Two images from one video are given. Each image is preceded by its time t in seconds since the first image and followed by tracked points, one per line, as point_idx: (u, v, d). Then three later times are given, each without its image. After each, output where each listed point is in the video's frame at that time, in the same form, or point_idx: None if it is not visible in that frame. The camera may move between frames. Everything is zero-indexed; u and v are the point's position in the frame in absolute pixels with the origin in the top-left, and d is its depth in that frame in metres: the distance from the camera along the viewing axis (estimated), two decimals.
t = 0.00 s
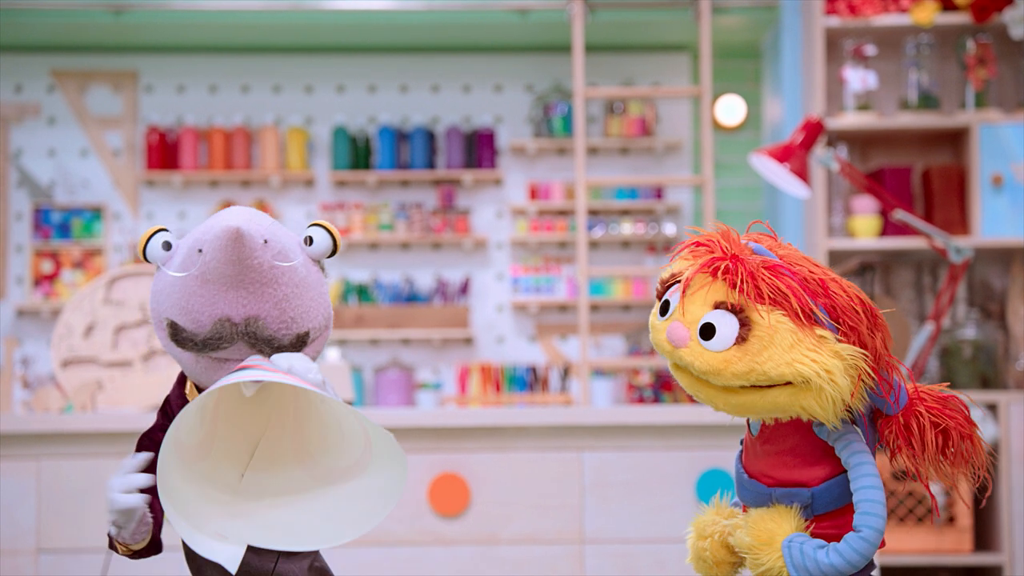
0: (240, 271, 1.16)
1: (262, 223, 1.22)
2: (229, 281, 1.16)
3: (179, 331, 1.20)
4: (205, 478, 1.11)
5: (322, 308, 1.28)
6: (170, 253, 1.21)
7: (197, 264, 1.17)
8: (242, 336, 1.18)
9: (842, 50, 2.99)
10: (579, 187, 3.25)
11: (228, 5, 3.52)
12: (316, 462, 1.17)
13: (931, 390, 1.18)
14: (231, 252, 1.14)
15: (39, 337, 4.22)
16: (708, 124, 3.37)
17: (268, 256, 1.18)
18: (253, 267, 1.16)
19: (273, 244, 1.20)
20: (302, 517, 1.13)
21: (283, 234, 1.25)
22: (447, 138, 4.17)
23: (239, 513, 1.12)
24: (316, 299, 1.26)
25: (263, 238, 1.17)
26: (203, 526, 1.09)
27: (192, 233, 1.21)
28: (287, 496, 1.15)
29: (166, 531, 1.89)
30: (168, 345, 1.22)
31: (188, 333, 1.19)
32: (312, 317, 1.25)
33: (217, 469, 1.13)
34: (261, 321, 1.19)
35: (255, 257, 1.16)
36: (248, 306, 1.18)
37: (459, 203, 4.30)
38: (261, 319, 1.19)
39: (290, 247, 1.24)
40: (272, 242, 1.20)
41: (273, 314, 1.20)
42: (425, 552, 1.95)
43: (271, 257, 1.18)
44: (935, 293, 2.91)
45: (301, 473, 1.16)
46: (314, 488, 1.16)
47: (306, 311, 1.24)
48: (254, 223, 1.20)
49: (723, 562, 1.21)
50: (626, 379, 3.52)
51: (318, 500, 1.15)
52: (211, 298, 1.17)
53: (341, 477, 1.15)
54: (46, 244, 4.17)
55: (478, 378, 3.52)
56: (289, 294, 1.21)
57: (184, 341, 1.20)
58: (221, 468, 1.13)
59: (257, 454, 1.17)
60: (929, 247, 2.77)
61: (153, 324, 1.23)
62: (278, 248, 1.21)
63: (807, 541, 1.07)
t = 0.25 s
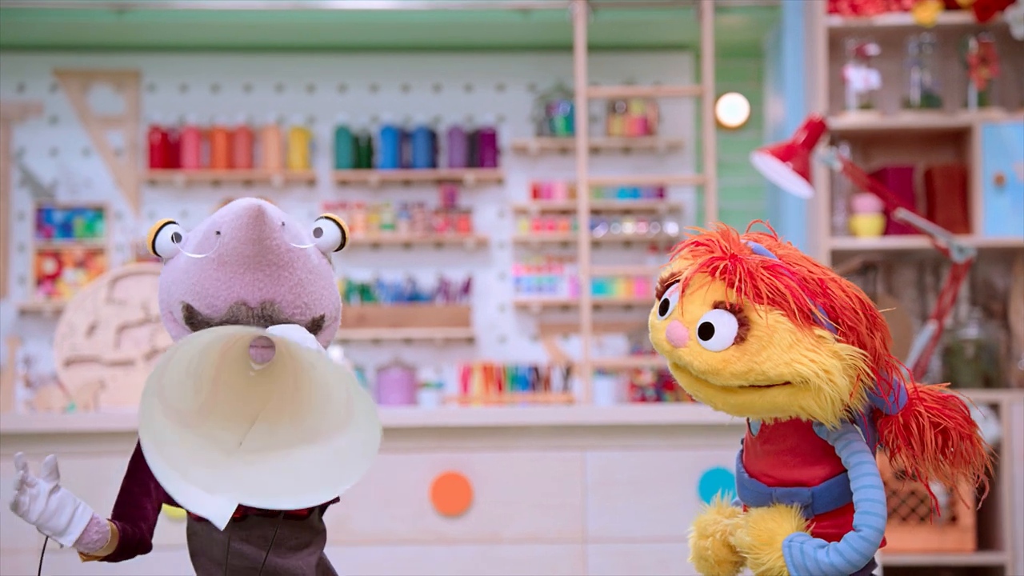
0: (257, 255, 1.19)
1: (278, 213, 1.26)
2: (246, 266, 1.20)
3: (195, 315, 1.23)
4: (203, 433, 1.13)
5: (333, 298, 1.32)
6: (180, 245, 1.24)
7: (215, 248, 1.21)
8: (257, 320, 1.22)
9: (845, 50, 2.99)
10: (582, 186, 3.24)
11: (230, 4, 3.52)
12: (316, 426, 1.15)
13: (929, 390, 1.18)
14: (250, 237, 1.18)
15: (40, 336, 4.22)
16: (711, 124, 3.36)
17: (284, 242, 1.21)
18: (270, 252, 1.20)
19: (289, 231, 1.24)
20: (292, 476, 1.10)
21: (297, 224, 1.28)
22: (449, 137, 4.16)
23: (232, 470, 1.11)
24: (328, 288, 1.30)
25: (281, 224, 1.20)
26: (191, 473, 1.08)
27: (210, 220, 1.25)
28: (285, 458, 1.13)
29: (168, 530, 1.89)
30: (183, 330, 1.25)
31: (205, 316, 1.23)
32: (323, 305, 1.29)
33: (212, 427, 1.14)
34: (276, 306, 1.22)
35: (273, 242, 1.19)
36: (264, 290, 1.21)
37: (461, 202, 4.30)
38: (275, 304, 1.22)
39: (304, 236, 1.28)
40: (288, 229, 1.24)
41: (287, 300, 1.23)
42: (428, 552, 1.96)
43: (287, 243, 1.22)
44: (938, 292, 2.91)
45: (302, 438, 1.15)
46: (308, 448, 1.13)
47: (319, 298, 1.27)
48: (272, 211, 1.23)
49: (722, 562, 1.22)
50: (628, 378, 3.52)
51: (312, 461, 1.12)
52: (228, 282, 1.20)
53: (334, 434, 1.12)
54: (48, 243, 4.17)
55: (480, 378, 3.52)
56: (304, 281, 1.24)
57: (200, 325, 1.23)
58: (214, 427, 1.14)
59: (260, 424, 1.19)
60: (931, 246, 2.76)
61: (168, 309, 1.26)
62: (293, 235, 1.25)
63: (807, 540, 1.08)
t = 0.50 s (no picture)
0: (252, 251, 1.20)
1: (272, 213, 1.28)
2: (241, 262, 1.21)
3: (189, 315, 1.23)
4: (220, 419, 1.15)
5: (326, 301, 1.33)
6: (175, 248, 1.26)
7: (210, 247, 1.22)
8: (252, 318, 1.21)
9: (847, 49, 2.98)
10: (583, 186, 3.24)
11: (232, 3, 3.52)
12: (324, 414, 1.18)
13: (929, 410, 1.22)
14: (245, 231, 1.20)
15: (43, 335, 4.24)
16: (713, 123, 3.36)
17: (278, 238, 1.23)
18: (265, 248, 1.21)
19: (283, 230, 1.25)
20: (306, 462, 1.14)
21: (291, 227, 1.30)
22: (451, 136, 4.16)
23: (247, 455, 1.14)
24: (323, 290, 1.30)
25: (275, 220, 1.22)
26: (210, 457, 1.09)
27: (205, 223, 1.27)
28: (292, 445, 1.16)
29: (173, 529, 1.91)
30: (178, 333, 1.25)
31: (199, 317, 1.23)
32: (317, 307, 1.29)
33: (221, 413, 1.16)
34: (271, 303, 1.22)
35: (266, 239, 1.21)
36: (258, 288, 1.22)
37: (464, 201, 4.30)
38: (270, 300, 1.22)
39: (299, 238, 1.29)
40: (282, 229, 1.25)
41: (282, 297, 1.23)
42: (433, 550, 2.02)
43: (281, 240, 1.23)
44: (940, 291, 2.90)
45: (308, 425, 1.18)
46: (317, 436, 1.17)
47: (312, 299, 1.27)
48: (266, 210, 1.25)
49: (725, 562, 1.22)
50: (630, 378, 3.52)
51: (323, 447, 1.15)
52: (222, 279, 1.21)
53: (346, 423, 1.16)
54: (51, 243, 4.19)
55: (482, 377, 3.52)
56: (298, 279, 1.25)
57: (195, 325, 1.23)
58: (224, 417, 1.16)
59: (260, 411, 1.21)
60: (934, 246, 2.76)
61: (163, 314, 1.27)
62: (286, 235, 1.26)
63: (807, 540, 1.10)
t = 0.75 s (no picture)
0: (244, 262, 1.21)
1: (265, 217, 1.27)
2: (236, 274, 1.21)
3: (187, 324, 1.25)
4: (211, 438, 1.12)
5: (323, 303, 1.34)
6: (171, 256, 1.26)
7: (204, 258, 1.22)
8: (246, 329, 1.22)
9: (850, 48, 2.97)
10: (585, 185, 3.24)
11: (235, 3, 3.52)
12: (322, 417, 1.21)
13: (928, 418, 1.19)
14: (235, 243, 1.19)
15: (47, 335, 4.24)
16: (716, 123, 3.35)
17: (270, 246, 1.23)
18: (259, 259, 1.21)
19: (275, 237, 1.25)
20: (305, 465, 1.17)
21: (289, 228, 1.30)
22: (454, 136, 4.16)
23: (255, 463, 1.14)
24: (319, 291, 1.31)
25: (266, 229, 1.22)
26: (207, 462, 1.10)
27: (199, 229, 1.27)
28: (290, 449, 1.18)
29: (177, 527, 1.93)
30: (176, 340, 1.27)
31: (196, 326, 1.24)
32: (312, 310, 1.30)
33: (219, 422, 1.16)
34: (268, 312, 1.24)
35: (261, 247, 1.21)
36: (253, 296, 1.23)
37: (467, 201, 4.30)
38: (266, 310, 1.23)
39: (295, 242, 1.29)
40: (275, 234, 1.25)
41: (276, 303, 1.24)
42: (435, 549, 2.02)
43: (275, 250, 1.23)
44: (943, 291, 2.90)
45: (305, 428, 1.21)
46: (316, 439, 1.20)
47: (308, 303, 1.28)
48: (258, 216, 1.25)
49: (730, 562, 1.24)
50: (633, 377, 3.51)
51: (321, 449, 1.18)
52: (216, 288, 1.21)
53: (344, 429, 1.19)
54: (54, 242, 4.20)
55: (485, 377, 3.53)
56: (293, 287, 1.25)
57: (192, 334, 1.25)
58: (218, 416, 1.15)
59: (251, 411, 1.21)
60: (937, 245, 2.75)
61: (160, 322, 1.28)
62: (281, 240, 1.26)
63: (808, 536, 1.13)
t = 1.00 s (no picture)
0: (257, 237, 1.21)
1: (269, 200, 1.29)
2: (246, 252, 1.21)
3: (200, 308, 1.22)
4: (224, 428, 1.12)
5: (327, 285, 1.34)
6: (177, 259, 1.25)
7: (215, 239, 1.22)
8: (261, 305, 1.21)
9: (853, 48, 2.97)
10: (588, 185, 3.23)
11: (237, 3, 3.52)
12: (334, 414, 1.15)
13: (942, 419, 1.18)
14: (248, 218, 1.20)
15: (50, 334, 4.25)
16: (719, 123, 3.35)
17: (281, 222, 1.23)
18: (268, 236, 1.21)
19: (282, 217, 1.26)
20: (317, 451, 1.12)
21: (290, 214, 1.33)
22: (457, 136, 4.16)
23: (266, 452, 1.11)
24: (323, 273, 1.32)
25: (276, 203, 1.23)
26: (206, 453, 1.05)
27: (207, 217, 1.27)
28: (291, 437, 1.15)
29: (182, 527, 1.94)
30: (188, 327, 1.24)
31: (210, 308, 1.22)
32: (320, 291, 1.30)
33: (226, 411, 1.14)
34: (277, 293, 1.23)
35: (270, 224, 1.21)
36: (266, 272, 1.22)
37: (469, 201, 4.30)
38: (279, 289, 1.22)
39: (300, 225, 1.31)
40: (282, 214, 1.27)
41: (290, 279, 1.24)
42: (437, 549, 2.02)
43: (285, 227, 1.23)
44: (946, 291, 2.90)
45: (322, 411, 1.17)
46: (316, 427, 1.16)
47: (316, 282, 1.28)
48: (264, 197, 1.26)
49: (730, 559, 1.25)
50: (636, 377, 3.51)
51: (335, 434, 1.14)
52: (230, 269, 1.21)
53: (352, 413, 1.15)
54: (57, 242, 4.20)
55: (488, 377, 3.53)
56: (303, 266, 1.25)
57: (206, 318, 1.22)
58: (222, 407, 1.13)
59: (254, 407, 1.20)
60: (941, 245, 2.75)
61: (170, 312, 1.25)
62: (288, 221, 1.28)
63: (813, 535, 1.13)
